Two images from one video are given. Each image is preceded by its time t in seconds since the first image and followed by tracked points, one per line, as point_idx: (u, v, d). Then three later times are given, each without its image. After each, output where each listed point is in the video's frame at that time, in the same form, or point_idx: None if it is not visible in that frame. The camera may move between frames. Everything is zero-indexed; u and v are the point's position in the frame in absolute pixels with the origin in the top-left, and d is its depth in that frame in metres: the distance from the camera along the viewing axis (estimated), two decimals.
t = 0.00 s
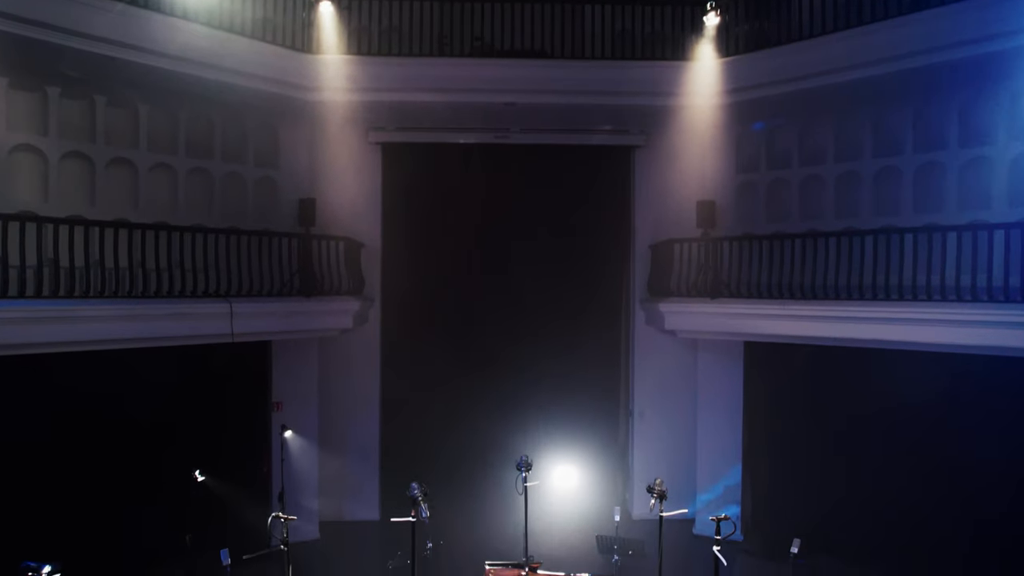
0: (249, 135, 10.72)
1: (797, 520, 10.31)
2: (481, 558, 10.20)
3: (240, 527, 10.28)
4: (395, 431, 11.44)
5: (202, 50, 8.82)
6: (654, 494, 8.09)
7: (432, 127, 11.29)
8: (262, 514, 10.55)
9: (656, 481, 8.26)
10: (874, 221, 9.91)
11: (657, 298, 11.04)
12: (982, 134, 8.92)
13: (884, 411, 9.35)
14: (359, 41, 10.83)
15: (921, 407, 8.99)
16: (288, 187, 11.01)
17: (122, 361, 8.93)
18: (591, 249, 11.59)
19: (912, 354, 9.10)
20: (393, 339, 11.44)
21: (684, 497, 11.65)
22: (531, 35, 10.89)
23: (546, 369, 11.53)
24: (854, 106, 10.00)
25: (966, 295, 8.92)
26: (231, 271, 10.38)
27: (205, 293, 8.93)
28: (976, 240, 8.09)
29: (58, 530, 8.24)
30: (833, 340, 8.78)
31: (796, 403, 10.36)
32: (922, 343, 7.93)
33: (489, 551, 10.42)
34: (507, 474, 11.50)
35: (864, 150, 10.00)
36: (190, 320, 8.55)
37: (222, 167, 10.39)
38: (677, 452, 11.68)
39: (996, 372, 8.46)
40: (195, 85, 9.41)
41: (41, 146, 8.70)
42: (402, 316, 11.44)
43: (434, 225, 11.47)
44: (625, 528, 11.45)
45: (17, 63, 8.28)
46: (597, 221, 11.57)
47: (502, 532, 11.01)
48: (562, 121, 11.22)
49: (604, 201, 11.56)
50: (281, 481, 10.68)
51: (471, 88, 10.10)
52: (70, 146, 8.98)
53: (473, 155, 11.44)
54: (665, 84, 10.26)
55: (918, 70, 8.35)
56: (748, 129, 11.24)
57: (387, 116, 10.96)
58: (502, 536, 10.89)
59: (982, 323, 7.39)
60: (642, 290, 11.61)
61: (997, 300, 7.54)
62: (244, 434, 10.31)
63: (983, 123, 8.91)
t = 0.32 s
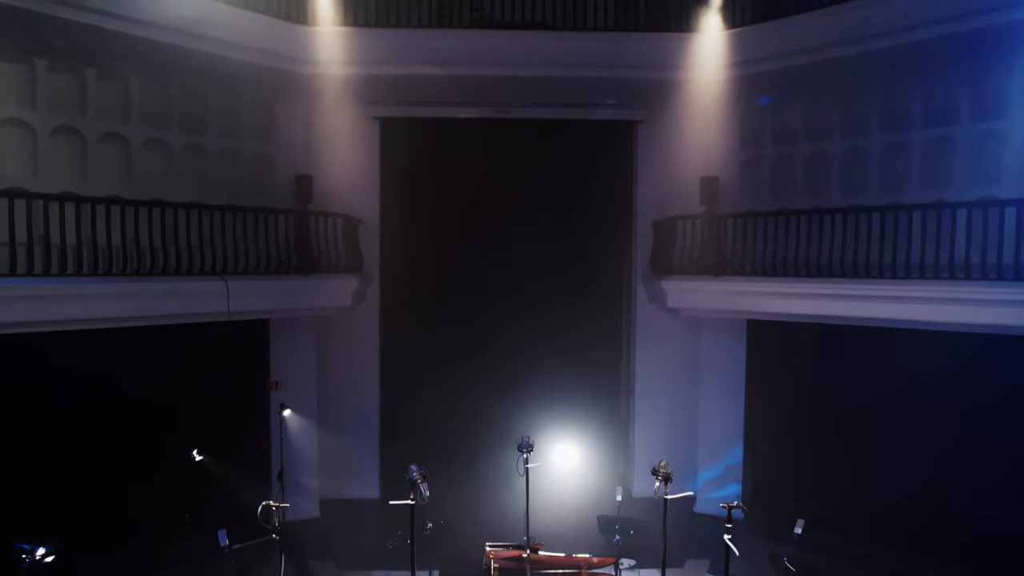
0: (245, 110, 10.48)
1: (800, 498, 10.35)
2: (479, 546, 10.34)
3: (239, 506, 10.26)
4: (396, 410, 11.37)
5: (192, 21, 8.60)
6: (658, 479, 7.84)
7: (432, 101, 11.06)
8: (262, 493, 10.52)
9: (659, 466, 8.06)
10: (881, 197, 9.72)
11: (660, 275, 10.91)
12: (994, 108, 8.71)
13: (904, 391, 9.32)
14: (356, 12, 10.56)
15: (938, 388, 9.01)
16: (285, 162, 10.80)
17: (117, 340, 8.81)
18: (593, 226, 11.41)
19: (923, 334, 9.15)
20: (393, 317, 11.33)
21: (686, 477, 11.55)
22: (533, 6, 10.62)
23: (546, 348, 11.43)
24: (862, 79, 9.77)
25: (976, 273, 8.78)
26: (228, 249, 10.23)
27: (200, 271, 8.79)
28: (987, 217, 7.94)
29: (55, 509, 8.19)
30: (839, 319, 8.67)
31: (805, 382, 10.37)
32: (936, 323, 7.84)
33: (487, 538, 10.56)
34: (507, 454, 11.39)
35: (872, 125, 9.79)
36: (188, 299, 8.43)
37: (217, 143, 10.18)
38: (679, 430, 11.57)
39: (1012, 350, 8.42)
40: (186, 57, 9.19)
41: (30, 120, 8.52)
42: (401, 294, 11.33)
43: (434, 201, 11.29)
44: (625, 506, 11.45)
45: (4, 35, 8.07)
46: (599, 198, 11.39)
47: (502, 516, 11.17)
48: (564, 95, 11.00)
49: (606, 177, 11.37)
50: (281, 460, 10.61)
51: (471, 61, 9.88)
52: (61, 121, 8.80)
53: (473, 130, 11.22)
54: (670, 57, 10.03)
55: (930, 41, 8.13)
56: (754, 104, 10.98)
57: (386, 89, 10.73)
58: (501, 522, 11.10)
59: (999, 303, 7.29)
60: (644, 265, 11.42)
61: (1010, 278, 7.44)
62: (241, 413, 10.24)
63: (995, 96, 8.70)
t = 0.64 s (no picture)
0: (238, 83, 10.23)
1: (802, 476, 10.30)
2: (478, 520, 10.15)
3: (238, 484, 10.23)
4: (396, 388, 11.34)
5: None
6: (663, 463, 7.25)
7: (429, 73, 10.80)
8: (262, 471, 10.48)
9: (665, 445, 7.44)
10: (889, 172, 9.52)
11: (661, 252, 10.76)
12: (1007, 79, 8.47)
13: (909, 365, 9.37)
14: None
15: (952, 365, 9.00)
16: (280, 136, 10.58)
17: (109, 318, 8.67)
18: (594, 202, 11.23)
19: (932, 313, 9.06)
20: (394, 294, 11.25)
21: (687, 453, 11.59)
22: None
23: (546, 326, 11.33)
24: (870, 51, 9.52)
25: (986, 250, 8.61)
26: (223, 224, 10.05)
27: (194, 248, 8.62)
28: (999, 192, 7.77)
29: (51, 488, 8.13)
30: (844, 296, 8.56)
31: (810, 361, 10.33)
32: (946, 300, 7.72)
33: (486, 512, 10.41)
34: (507, 431, 11.34)
35: (881, 98, 9.55)
36: (181, 276, 8.28)
37: (210, 117, 9.95)
38: (679, 408, 11.56)
39: None
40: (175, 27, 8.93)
41: (16, 93, 8.29)
42: (401, 271, 11.20)
43: (433, 177, 11.10)
44: (626, 483, 11.43)
45: None
46: (601, 174, 11.19)
47: (501, 492, 10.97)
48: (565, 67, 10.75)
49: (610, 152, 11.18)
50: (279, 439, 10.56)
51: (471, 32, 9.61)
52: (50, 94, 8.57)
53: (473, 103, 11.00)
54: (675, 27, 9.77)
55: (943, 9, 7.88)
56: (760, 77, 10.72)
57: (382, 61, 10.48)
58: (501, 496, 10.86)
59: (1013, 280, 7.16)
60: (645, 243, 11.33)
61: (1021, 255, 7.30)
62: (239, 392, 10.14)
63: (1010, 67, 8.46)
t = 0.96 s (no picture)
0: (232, 56, 9.96)
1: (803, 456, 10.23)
2: (481, 501, 10.16)
3: (238, 462, 10.20)
4: (395, 366, 11.24)
5: None
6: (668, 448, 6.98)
7: (428, 45, 10.55)
8: (261, 449, 10.44)
9: (669, 428, 7.15)
10: (897, 148, 9.32)
11: (664, 229, 10.60)
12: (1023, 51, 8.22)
13: (913, 344, 9.27)
14: None
15: (960, 346, 8.84)
16: (275, 111, 10.35)
17: (103, 297, 8.53)
18: (596, 178, 11.05)
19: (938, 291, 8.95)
20: (392, 271, 11.11)
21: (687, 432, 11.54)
22: None
23: (545, 304, 11.22)
24: (880, 23, 9.27)
25: (995, 228, 8.45)
26: (218, 201, 9.87)
27: (188, 225, 8.45)
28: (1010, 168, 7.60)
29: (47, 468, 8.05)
30: (850, 274, 8.43)
31: (811, 340, 10.23)
32: (954, 279, 7.59)
33: (487, 493, 10.41)
34: (507, 410, 11.28)
35: (891, 71, 9.31)
36: (177, 254, 8.12)
37: (204, 91, 9.71)
38: (681, 386, 11.52)
39: None
40: None
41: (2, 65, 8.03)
42: (399, 248, 11.06)
43: (431, 152, 10.91)
44: (626, 462, 11.41)
45: None
46: (603, 148, 10.99)
47: (502, 472, 10.99)
48: (566, 39, 10.51)
49: (612, 126, 10.98)
50: (278, 418, 10.51)
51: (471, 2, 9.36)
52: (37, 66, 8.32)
53: (472, 76, 10.77)
54: None
55: None
56: (766, 49, 10.47)
57: (379, 33, 10.23)
58: (501, 477, 10.88)
59: None
60: (647, 220, 11.17)
61: None
62: (237, 372, 10.05)
63: None
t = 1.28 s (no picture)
0: (226, 27, 9.68)
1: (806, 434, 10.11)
2: (485, 477, 10.08)
3: (238, 441, 10.16)
4: (395, 343, 11.22)
5: None
6: (675, 434, 6.77)
7: (427, 16, 10.29)
8: (261, 427, 10.40)
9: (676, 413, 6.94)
10: (907, 123, 9.12)
11: (666, 205, 10.43)
12: None
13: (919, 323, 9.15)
14: None
15: (965, 324, 8.73)
16: (270, 84, 10.10)
17: (95, 275, 8.36)
18: (597, 153, 10.91)
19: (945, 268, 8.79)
20: (391, 248, 11.00)
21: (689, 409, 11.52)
22: None
23: (546, 281, 11.13)
24: None
25: (1006, 204, 8.28)
26: (213, 177, 9.70)
27: (183, 202, 8.28)
28: None
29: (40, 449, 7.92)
30: (856, 252, 8.29)
31: (814, 319, 10.15)
32: (964, 257, 7.44)
33: (491, 468, 10.32)
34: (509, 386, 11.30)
35: (903, 43, 9.04)
36: (172, 231, 7.96)
37: (197, 64, 9.46)
38: (682, 363, 11.47)
39: None
40: None
41: None
42: (398, 225, 10.94)
43: (430, 127, 10.73)
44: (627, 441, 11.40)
45: None
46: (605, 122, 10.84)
47: (504, 448, 10.91)
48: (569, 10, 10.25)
49: (615, 100, 10.80)
50: (276, 397, 10.57)
51: None
52: (23, 37, 8.02)
53: (473, 49, 10.52)
54: None
55: None
56: (773, 23, 10.12)
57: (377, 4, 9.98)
58: (503, 452, 10.80)
59: None
60: (650, 197, 11.00)
61: None
62: (234, 350, 9.95)
63: None
